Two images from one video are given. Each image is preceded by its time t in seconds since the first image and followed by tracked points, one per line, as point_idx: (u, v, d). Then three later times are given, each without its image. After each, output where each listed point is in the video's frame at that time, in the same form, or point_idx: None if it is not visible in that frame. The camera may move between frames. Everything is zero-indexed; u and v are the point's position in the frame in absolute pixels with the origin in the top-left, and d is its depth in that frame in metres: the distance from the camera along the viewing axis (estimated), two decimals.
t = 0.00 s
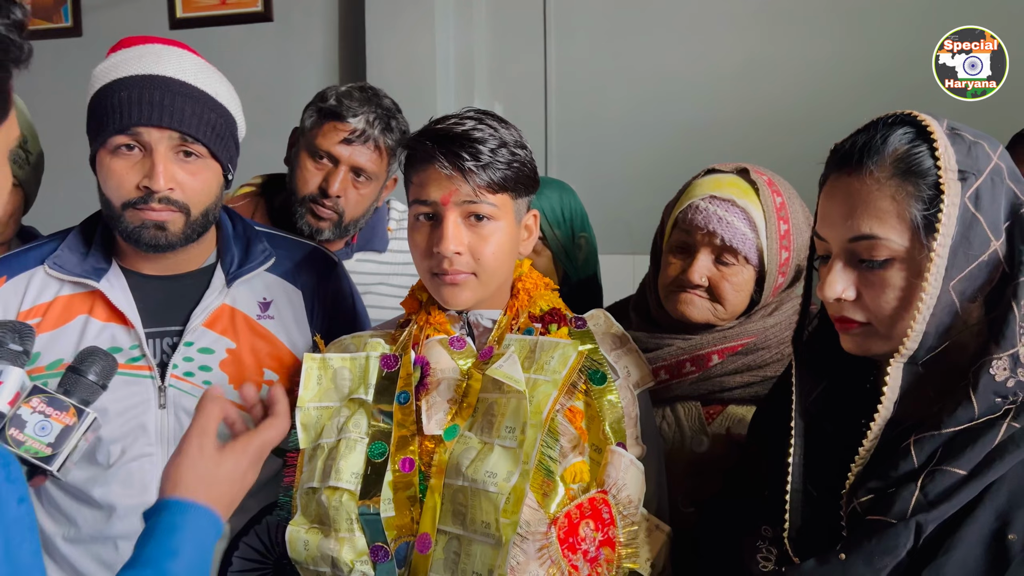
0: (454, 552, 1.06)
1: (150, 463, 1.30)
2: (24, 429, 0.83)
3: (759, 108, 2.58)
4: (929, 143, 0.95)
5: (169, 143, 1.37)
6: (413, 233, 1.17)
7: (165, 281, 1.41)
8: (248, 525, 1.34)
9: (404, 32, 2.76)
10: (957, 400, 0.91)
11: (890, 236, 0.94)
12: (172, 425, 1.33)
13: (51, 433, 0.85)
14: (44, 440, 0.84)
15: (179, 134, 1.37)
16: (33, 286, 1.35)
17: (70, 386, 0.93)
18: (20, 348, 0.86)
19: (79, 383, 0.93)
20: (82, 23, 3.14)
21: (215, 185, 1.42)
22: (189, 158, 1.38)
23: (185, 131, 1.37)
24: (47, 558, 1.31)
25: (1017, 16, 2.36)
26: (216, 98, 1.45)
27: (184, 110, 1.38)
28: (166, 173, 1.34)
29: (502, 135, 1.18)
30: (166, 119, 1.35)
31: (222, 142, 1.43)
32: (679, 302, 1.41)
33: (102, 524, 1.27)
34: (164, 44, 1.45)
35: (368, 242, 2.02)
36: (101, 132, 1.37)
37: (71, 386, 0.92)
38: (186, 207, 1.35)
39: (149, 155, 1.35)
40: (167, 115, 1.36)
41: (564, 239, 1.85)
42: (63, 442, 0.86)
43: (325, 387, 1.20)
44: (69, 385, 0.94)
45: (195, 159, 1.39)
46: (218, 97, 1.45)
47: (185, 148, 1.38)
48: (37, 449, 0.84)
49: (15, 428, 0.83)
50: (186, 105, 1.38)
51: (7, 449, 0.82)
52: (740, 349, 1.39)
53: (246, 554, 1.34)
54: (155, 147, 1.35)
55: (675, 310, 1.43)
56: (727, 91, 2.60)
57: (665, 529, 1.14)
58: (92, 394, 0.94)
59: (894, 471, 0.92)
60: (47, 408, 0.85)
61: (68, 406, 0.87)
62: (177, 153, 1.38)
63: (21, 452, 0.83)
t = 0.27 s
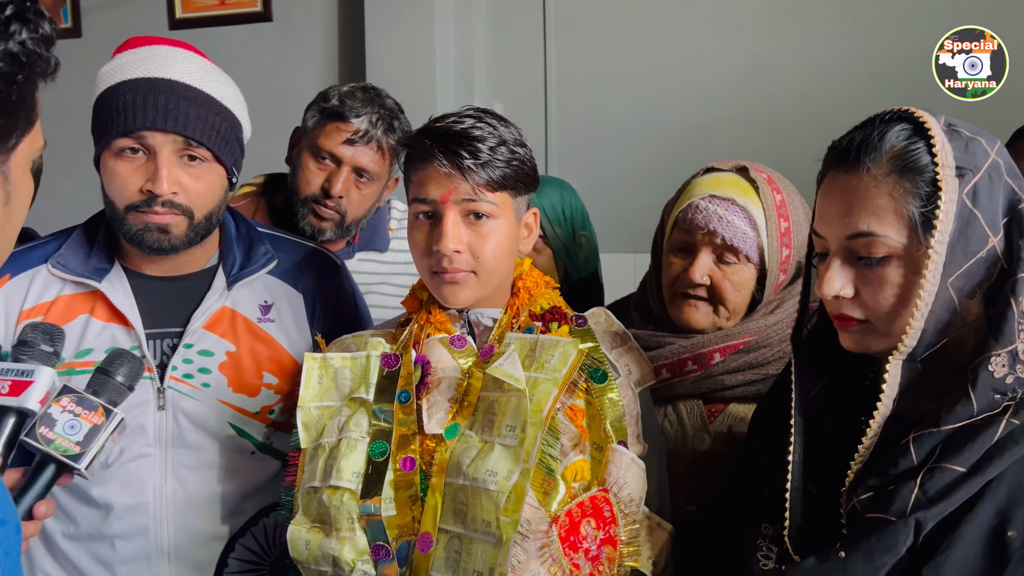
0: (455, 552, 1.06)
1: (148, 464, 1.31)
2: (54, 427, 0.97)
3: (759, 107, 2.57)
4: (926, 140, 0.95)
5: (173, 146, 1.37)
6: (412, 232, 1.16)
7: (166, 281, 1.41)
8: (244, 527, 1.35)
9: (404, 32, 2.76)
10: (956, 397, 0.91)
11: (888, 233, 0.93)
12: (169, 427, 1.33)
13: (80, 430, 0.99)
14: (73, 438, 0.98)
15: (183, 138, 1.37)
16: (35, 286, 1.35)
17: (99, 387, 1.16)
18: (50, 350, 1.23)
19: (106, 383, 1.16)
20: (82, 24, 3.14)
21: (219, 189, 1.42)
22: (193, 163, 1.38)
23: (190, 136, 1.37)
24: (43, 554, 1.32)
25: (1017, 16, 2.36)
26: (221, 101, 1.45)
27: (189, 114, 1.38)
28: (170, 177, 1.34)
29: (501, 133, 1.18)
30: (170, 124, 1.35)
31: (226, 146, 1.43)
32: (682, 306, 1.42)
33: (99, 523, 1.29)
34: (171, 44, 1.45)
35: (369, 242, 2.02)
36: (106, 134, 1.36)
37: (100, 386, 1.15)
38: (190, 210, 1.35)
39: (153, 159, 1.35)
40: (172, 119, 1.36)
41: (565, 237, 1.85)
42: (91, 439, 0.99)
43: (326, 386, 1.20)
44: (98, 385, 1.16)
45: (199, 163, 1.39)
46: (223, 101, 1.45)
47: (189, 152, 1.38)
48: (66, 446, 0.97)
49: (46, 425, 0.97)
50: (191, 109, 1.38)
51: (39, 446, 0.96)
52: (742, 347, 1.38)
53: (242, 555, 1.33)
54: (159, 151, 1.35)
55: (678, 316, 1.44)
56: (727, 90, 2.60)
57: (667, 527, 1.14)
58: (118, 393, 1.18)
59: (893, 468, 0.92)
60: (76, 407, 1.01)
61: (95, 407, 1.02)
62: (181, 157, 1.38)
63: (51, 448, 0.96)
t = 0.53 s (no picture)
0: (456, 551, 1.06)
1: (146, 463, 1.31)
2: (55, 428, 0.96)
3: (759, 106, 2.57)
4: (922, 136, 0.95)
5: (168, 149, 1.36)
6: (413, 229, 1.16)
7: (165, 282, 1.41)
8: (241, 526, 1.35)
9: (403, 32, 2.76)
10: (954, 394, 0.91)
11: (885, 230, 0.93)
12: (167, 427, 1.33)
13: (80, 431, 0.97)
14: (73, 439, 0.96)
15: (178, 141, 1.37)
16: (33, 286, 1.35)
17: (99, 385, 1.08)
18: (53, 349, 1.10)
19: (108, 382, 1.08)
20: (82, 25, 3.14)
21: (214, 190, 1.42)
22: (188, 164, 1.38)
23: (185, 139, 1.36)
24: (42, 551, 1.32)
25: (1017, 16, 2.35)
26: (217, 104, 1.45)
27: (185, 117, 1.37)
28: (165, 178, 1.34)
29: (501, 131, 1.18)
30: (166, 126, 1.35)
31: (222, 149, 1.43)
32: (686, 314, 1.42)
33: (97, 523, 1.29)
34: (167, 46, 1.44)
35: (367, 240, 2.03)
36: (101, 136, 1.36)
37: (103, 385, 1.07)
38: (185, 212, 1.35)
39: (149, 161, 1.35)
40: (168, 122, 1.35)
41: (565, 235, 1.84)
42: (93, 439, 0.98)
43: (326, 385, 1.20)
44: (99, 384, 1.08)
45: (194, 166, 1.39)
46: (220, 103, 1.45)
47: (184, 153, 1.38)
48: (66, 447, 0.95)
49: (48, 425, 0.95)
50: (187, 112, 1.38)
51: (39, 446, 0.94)
52: (743, 346, 1.39)
53: (243, 553, 1.35)
54: (154, 153, 1.35)
55: (683, 321, 1.43)
56: (726, 88, 2.60)
57: (667, 526, 1.13)
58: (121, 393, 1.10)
59: (892, 466, 0.92)
60: (77, 407, 0.99)
61: (95, 407, 1.00)
62: (177, 160, 1.37)
63: (51, 449, 0.95)
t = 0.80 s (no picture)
0: (457, 549, 1.06)
1: (147, 462, 1.31)
2: (50, 430, 0.86)
3: (758, 104, 2.57)
4: (921, 132, 0.95)
5: (162, 146, 1.36)
6: (411, 227, 1.16)
7: (164, 281, 1.41)
8: (244, 523, 1.36)
9: (403, 31, 2.75)
10: (953, 390, 0.91)
11: (883, 226, 0.93)
12: (168, 425, 1.33)
13: (74, 435, 0.88)
14: (68, 442, 0.87)
15: (171, 137, 1.37)
16: (29, 288, 1.35)
17: (94, 389, 0.97)
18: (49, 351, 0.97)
19: (103, 385, 0.97)
20: (82, 25, 3.14)
21: (209, 187, 1.42)
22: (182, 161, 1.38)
23: (179, 135, 1.36)
24: (42, 555, 1.32)
25: (1017, 16, 2.35)
26: (209, 100, 1.45)
27: (177, 113, 1.37)
28: (160, 176, 1.34)
29: (500, 128, 1.18)
30: (159, 123, 1.35)
31: (215, 145, 1.43)
32: (684, 316, 1.40)
33: (98, 522, 1.29)
34: (158, 44, 1.44)
35: (365, 237, 2.02)
36: (94, 135, 1.36)
37: (97, 388, 0.96)
38: (180, 209, 1.35)
39: (142, 158, 1.35)
40: (160, 118, 1.35)
41: (564, 232, 1.84)
42: (88, 443, 0.88)
43: (326, 384, 1.20)
44: (95, 388, 0.97)
45: (188, 163, 1.39)
46: (211, 99, 1.45)
47: (178, 150, 1.38)
48: (62, 450, 0.86)
49: (42, 429, 0.85)
50: (179, 109, 1.38)
51: (34, 451, 0.85)
52: (740, 344, 1.38)
53: (245, 552, 1.35)
54: (148, 151, 1.35)
55: (681, 325, 1.41)
56: (726, 87, 2.60)
57: (668, 523, 1.12)
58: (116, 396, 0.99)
59: (890, 462, 0.92)
60: (72, 410, 0.89)
61: (91, 409, 0.90)
62: (170, 157, 1.37)
63: (47, 453, 0.85)
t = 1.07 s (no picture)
0: (457, 547, 1.06)
1: (150, 462, 1.31)
2: (46, 428, 0.77)
3: (758, 104, 2.57)
4: (919, 130, 0.95)
5: (159, 145, 1.37)
6: (410, 226, 1.17)
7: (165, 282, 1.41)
8: (251, 522, 1.36)
9: (403, 32, 2.76)
10: (950, 388, 0.91)
11: (881, 224, 0.93)
12: (172, 423, 1.34)
13: (71, 433, 0.78)
14: (65, 439, 0.77)
15: (168, 135, 1.37)
16: (29, 289, 1.36)
17: (90, 386, 0.85)
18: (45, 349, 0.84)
19: (98, 383, 0.85)
20: (83, 27, 3.15)
21: (207, 185, 1.42)
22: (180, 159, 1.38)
23: (176, 133, 1.37)
24: (47, 560, 1.33)
25: (1017, 16, 2.35)
26: (205, 99, 1.45)
27: (173, 112, 1.38)
28: (158, 174, 1.35)
29: (498, 128, 1.18)
30: (156, 121, 1.35)
31: (212, 143, 1.44)
32: (679, 319, 1.40)
33: (104, 524, 1.29)
34: (154, 45, 1.45)
35: (365, 237, 2.03)
36: (92, 135, 1.36)
37: (91, 385, 0.84)
38: (179, 207, 1.36)
39: (140, 157, 1.35)
40: (158, 117, 1.36)
41: (563, 232, 1.84)
42: (84, 440, 0.79)
43: (326, 384, 1.20)
44: (91, 385, 0.85)
45: (185, 161, 1.39)
46: (207, 98, 1.46)
47: (175, 148, 1.38)
48: (59, 448, 0.77)
49: (39, 427, 0.77)
50: (176, 107, 1.39)
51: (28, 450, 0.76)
52: (734, 343, 1.38)
53: (251, 551, 1.36)
54: (146, 149, 1.35)
55: (677, 327, 1.41)
56: (726, 87, 2.60)
57: (667, 522, 1.13)
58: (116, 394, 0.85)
59: (888, 459, 0.92)
60: (68, 407, 0.79)
61: (89, 405, 0.81)
62: (168, 155, 1.38)
63: (43, 451, 0.76)
